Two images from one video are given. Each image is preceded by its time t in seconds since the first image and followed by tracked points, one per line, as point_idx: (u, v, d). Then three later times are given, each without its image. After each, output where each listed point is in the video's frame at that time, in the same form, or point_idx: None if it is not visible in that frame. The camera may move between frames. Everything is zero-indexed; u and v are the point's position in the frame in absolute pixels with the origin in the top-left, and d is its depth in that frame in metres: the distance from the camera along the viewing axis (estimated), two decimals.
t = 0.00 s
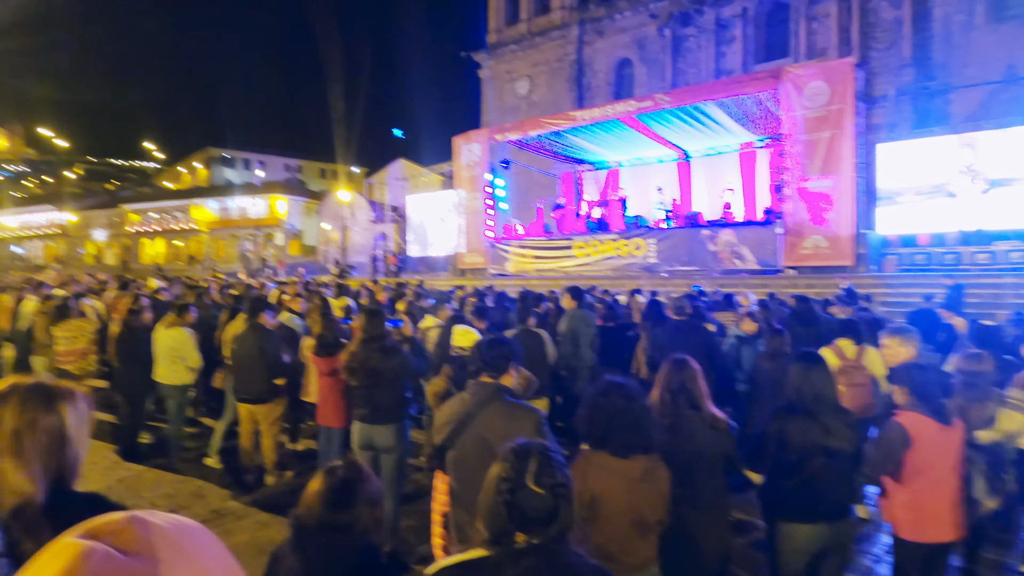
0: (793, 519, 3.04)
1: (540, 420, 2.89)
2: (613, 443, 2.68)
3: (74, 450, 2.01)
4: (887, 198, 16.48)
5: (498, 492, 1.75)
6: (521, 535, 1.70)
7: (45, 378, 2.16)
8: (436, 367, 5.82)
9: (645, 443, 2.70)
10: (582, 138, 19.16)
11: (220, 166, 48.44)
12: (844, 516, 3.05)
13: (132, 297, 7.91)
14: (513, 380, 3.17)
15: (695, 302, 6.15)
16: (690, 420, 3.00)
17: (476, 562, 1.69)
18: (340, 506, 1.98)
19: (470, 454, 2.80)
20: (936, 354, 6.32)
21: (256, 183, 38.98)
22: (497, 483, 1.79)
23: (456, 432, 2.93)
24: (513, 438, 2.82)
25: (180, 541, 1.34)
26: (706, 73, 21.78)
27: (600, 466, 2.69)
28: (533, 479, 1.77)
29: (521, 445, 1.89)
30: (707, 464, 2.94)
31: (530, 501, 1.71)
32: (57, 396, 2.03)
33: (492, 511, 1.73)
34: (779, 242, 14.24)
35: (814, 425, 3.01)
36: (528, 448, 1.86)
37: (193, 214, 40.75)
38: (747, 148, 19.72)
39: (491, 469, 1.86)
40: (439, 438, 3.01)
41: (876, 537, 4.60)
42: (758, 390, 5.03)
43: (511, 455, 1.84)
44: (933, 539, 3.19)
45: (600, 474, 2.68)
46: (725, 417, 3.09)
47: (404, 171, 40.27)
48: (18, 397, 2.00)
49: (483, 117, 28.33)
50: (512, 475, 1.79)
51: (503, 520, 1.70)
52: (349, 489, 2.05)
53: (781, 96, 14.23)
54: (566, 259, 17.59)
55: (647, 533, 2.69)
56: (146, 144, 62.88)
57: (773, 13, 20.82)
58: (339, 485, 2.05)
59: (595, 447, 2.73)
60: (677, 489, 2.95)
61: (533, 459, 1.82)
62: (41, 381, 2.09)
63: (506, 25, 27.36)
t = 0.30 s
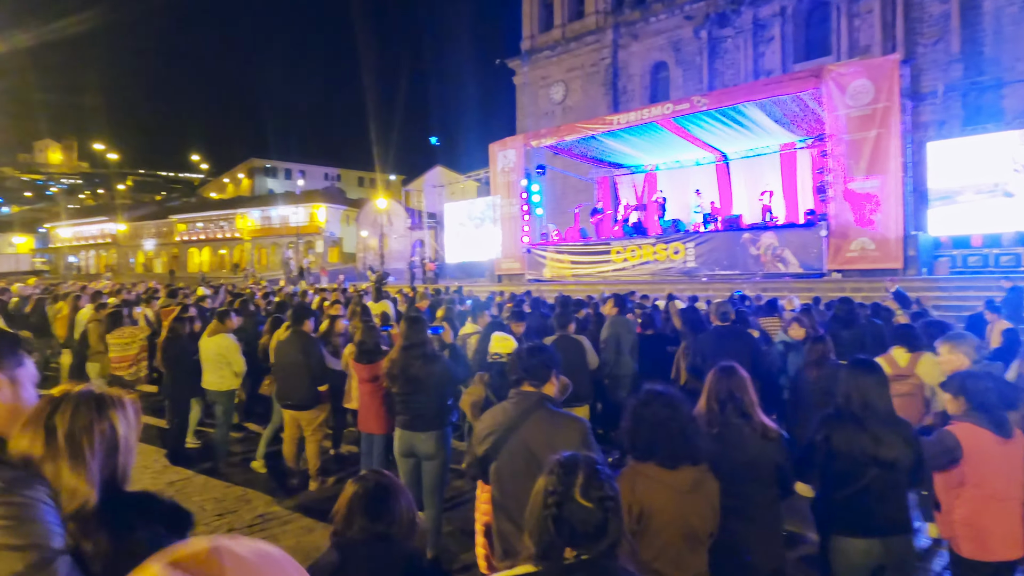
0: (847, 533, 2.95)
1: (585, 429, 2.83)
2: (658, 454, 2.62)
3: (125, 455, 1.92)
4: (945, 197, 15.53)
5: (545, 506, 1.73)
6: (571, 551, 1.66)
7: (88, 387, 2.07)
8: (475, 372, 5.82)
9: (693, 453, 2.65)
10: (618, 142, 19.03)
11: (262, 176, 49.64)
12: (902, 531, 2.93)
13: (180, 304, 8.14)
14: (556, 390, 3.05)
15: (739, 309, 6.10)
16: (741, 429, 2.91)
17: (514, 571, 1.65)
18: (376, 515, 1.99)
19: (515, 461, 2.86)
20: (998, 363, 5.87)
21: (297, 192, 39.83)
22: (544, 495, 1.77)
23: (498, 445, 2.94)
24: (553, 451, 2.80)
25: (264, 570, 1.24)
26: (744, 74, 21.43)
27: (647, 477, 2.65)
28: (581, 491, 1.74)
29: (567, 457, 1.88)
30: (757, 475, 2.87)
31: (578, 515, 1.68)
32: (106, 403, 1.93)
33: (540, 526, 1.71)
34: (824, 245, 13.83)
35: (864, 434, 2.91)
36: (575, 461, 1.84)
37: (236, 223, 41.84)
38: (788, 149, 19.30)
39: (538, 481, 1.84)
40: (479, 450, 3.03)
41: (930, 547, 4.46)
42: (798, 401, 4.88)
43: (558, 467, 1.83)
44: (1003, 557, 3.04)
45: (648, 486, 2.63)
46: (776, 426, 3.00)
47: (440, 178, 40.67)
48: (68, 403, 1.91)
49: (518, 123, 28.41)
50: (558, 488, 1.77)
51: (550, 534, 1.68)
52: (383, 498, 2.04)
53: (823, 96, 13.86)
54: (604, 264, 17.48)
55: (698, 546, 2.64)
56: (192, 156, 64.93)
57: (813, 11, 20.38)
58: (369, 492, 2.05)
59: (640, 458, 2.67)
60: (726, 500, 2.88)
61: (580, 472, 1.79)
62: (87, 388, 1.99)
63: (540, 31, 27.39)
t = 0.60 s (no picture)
0: (884, 536, 2.90)
1: (615, 432, 2.80)
2: (690, 453, 2.59)
3: (166, 460, 1.78)
4: (984, 189, 15.19)
5: (585, 516, 1.65)
6: (613, 563, 1.62)
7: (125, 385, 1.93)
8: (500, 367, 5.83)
9: (727, 454, 2.60)
10: (640, 136, 18.88)
11: (285, 172, 50.18)
12: (942, 536, 2.84)
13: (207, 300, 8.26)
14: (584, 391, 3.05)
15: (767, 305, 6.01)
16: (777, 428, 2.89)
17: None
18: (393, 518, 1.97)
19: (542, 463, 2.82)
20: None
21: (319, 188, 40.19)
22: (582, 504, 1.69)
23: (526, 445, 2.90)
24: (586, 454, 2.78)
25: None
26: (769, 66, 21.12)
27: (677, 478, 2.62)
28: (622, 501, 1.66)
29: (605, 462, 1.80)
30: (792, 476, 2.82)
31: (621, 526, 1.63)
32: (149, 403, 1.79)
33: (577, 536, 1.65)
34: (852, 240, 13.54)
35: (898, 435, 2.84)
36: (613, 467, 1.76)
37: (260, 219, 42.36)
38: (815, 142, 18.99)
39: (574, 487, 1.75)
40: (508, 449, 2.99)
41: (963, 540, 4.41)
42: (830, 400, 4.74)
43: (596, 474, 1.74)
44: None
45: (678, 488, 2.61)
46: (814, 426, 2.95)
47: (461, 173, 40.75)
48: (109, 404, 1.76)
49: (539, 117, 28.33)
50: (598, 496, 1.68)
51: (589, 544, 1.63)
52: (397, 498, 2.01)
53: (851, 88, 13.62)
54: (626, 259, 17.34)
55: (732, 548, 2.60)
56: (216, 152, 65.83)
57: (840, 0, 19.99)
58: (382, 492, 2.02)
59: (673, 458, 2.64)
60: (758, 500, 2.84)
61: (620, 479, 1.71)
62: (126, 388, 1.84)
63: (562, 24, 27.22)
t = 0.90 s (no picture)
0: (918, 537, 2.84)
1: (649, 432, 2.73)
2: (724, 456, 2.57)
3: (241, 469, 1.72)
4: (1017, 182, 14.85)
5: (636, 524, 1.70)
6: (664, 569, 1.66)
7: (192, 391, 1.88)
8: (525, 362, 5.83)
9: (764, 455, 2.58)
10: (661, 130, 18.72)
11: (305, 166, 50.57)
12: (983, 542, 2.76)
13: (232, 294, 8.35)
14: (617, 391, 3.02)
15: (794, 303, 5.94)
16: (815, 428, 2.87)
17: None
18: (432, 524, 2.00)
19: (575, 464, 2.80)
20: None
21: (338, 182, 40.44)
22: (634, 510, 1.72)
23: (558, 445, 2.87)
24: (618, 454, 2.71)
25: None
26: (793, 58, 20.80)
27: (713, 479, 2.58)
28: (675, 510, 1.67)
29: (656, 468, 1.80)
30: (829, 477, 2.79)
31: (674, 536, 1.65)
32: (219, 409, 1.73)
33: (629, 542, 1.71)
34: (876, 235, 13.41)
35: (935, 436, 2.78)
36: (664, 475, 1.75)
37: (280, 213, 42.77)
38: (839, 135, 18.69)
39: (625, 492, 1.78)
40: (539, 450, 2.97)
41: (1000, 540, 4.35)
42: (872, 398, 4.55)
43: (648, 480, 1.75)
44: None
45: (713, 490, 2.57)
46: (853, 427, 2.92)
47: (480, 167, 40.75)
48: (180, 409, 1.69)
49: (559, 111, 28.21)
50: (649, 505, 1.70)
51: (640, 554, 1.68)
52: (433, 497, 2.05)
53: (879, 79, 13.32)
54: (645, 253, 17.23)
55: (768, 552, 2.55)
56: (237, 147, 66.50)
57: None
58: (417, 494, 2.05)
59: (706, 459, 2.62)
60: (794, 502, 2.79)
61: (672, 489, 1.71)
62: (196, 394, 1.79)
63: (582, 17, 27.03)
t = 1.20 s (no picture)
0: (955, 537, 2.80)
1: (683, 429, 2.71)
2: (758, 454, 2.54)
3: (309, 467, 1.88)
4: None
5: (682, 524, 1.69)
6: (711, 568, 1.65)
7: (254, 387, 1.97)
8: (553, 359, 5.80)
9: (800, 453, 2.53)
10: (680, 124, 18.56)
11: (323, 163, 50.98)
12: None
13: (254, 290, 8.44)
14: (648, 386, 2.97)
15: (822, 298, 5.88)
16: (852, 422, 2.82)
17: None
18: (479, 514, 2.18)
19: (609, 460, 2.78)
20: None
21: (356, 179, 40.69)
22: (680, 508, 1.71)
23: (588, 444, 2.88)
24: (649, 451, 2.69)
25: None
26: (814, 49, 20.51)
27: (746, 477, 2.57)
28: (723, 508, 1.65)
29: (701, 465, 1.78)
30: (867, 474, 2.74)
31: (722, 536, 1.63)
32: (288, 408, 1.86)
33: (676, 541, 1.69)
34: (901, 229, 13.21)
35: (972, 434, 2.76)
36: (710, 472, 1.73)
37: (300, 209, 43.16)
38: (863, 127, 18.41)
39: (672, 491, 1.76)
40: (570, 447, 2.98)
41: None
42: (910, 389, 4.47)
43: (695, 481, 1.72)
44: None
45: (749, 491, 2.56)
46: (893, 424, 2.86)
47: (497, 163, 40.74)
48: (252, 412, 1.80)
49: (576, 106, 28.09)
50: (696, 504, 1.68)
51: (686, 553, 1.66)
52: (482, 490, 2.25)
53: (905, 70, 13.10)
54: (664, 249, 17.10)
55: (804, 550, 2.54)
56: (256, 145, 67.14)
57: None
58: (467, 487, 2.25)
59: (740, 457, 2.60)
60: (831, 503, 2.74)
61: (719, 487, 1.68)
62: (263, 393, 1.90)
63: (600, 11, 26.88)
